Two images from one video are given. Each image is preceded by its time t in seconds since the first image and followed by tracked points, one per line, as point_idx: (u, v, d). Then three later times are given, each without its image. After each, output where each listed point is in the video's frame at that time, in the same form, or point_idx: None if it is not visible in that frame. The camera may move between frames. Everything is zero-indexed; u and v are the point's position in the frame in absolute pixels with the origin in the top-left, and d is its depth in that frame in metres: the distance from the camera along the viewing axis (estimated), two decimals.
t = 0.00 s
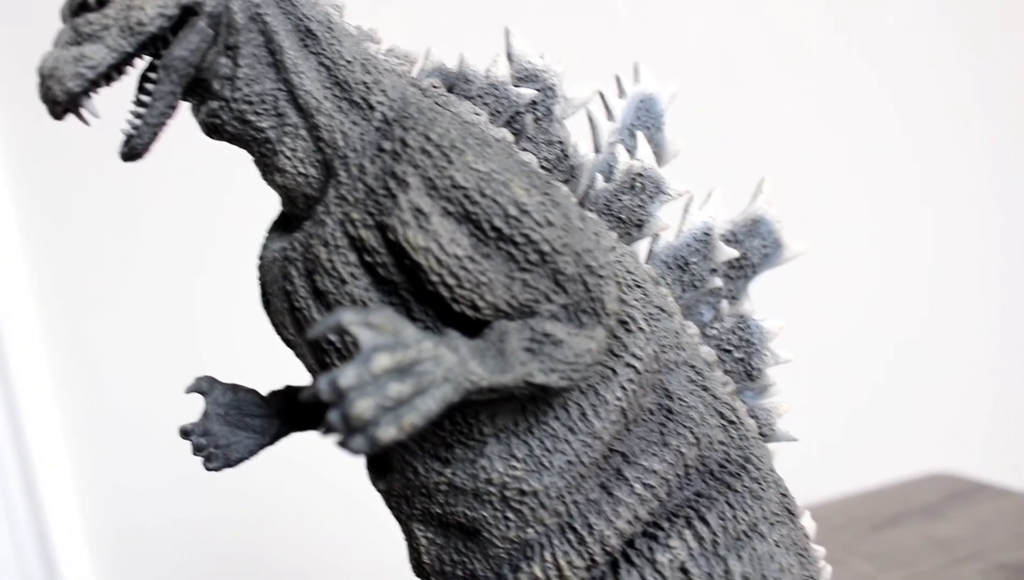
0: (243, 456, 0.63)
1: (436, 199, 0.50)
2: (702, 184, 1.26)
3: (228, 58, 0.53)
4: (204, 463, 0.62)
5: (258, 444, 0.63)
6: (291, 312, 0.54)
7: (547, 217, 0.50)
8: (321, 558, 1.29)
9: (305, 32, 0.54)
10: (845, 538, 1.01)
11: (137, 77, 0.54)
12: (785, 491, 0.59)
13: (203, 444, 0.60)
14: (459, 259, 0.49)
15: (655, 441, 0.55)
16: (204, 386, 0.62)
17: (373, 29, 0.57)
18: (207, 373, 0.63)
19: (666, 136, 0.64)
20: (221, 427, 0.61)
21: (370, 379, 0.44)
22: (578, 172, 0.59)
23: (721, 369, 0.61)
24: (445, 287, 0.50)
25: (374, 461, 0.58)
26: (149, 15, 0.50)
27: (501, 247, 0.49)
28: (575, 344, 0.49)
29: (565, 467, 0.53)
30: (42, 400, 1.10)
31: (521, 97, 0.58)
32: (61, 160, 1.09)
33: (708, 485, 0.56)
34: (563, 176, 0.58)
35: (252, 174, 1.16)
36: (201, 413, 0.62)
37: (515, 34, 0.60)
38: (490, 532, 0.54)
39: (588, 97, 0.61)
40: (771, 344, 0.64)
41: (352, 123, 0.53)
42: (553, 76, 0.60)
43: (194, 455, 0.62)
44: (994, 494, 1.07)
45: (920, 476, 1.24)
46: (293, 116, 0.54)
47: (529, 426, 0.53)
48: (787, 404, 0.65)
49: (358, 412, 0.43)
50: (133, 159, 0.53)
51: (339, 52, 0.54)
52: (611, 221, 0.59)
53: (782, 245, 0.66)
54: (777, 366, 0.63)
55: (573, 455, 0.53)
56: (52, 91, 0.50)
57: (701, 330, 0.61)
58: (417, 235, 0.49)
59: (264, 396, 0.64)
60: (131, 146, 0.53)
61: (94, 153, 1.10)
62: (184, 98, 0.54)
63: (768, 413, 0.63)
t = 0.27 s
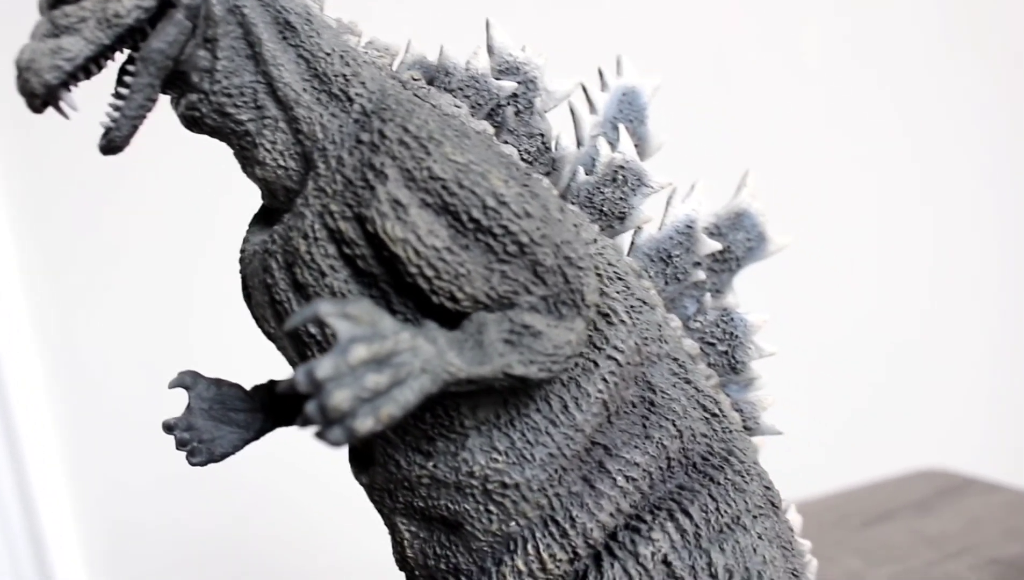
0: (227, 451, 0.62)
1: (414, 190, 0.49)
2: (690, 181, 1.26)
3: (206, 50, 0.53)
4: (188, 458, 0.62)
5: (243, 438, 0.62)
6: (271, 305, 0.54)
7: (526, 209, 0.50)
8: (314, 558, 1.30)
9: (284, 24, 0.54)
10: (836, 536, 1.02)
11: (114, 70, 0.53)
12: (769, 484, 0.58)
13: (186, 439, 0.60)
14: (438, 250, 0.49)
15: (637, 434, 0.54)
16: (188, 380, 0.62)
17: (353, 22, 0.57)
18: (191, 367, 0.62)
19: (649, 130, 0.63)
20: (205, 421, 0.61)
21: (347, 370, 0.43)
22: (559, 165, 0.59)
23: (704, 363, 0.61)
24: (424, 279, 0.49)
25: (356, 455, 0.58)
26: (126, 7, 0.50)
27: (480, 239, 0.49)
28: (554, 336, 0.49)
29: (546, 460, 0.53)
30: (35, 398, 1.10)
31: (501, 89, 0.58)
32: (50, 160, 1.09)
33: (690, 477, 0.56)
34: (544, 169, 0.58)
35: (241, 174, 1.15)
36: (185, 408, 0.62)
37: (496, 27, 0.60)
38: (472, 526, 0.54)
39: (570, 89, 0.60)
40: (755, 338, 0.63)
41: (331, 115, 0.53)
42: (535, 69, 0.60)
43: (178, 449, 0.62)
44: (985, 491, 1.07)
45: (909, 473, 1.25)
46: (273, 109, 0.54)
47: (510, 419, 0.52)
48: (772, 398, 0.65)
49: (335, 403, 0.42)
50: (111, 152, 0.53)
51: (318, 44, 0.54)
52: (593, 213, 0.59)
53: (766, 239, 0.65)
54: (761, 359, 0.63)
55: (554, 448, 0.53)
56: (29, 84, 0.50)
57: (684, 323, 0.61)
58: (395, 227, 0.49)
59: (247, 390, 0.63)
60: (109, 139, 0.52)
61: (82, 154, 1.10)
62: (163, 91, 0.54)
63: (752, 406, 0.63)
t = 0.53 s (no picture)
0: (224, 448, 0.63)
1: (410, 187, 0.50)
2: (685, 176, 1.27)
3: (202, 49, 0.53)
4: (185, 456, 0.62)
5: (240, 436, 0.62)
6: (267, 303, 0.54)
7: (521, 205, 0.50)
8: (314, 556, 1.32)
9: (279, 22, 0.54)
10: (834, 530, 1.02)
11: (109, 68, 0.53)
12: (766, 480, 0.58)
13: (183, 437, 0.60)
14: (434, 247, 0.49)
15: (634, 430, 0.55)
16: (185, 378, 0.62)
17: (349, 20, 0.57)
18: (187, 366, 0.63)
19: (645, 127, 0.63)
20: (202, 419, 0.61)
21: (342, 366, 0.43)
22: (554, 163, 0.59)
23: (701, 359, 0.61)
24: (420, 276, 0.50)
25: (354, 453, 0.58)
26: (121, 6, 0.50)
27: (475, 235, 0.49)
28: (550, 332, 0.49)
29: (543, 456, 0.53)
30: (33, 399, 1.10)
31: (497, 87, 0.58)
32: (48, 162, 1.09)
33: (687, 473, 0.56)
34: (539, 167, 0.58)
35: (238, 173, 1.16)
36: (182, 406, 0.62)
37: (491, 25, 0.60)
38: (469, 522, 0.54)
39: (565, 87, 0.60)
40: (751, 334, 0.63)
41: (327, 113, 0.53)
42: (529, 67, 0.60)
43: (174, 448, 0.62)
44: (982, 486, 1.08)
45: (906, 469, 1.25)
46: (268, 107, 0.54)
47: (507, 415, 0.52)
48: (769, 393, 0.65)
49: (331, 400, 0.42)
50: (107, 150, 0.53)
51: (314, 42, 0.54)
52: (589, 211, 0.59)
53: (762, 235, 0.65)
54: (757, 355, 0.63)
55: (551, 444, 0.53)
56: (25, 83, 0.50)
57: (680, 319, 0.61)
58: (391, 224, 0.49)
59: (244, 388, 0.63)
60: (105, 138, 0.52)
61: (79, 155, 1.10)
62: (158, 89, 0.54)
63: (749, 402, 0.63)
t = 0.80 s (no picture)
0: (222, 443, 0.63)
1: (407, 181, 0.50)
2: (681, 172, 1.27)
3: (199, 43, 0.52)
4: (182, 451, 0.62)
5: (237, 431, 0.62)
6: (264, 297, 0.54)
7: (518, 199, 0.50)
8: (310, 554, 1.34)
9: (276, 17, 0.54)
10: (832, 526, 1.03)
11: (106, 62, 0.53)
12: (763, 474, 0.58)
13: (181, 431, 0.60)
14: (430, 240, 0.49)
15: (631, 424, 0.55)
16: (183, 372, 0.62)
17: (346, 15, 0.57)
18: (185, 360, 0.63)
19: (641, 122, 0.64)
20: (200, 414, 0.61)
21: (339, 358, 0.43)
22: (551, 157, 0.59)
23: (698, 353, 0.61)
24: (417, 269, 0.50)
25: (351, 447, 0.58)
26: None
27: (472, 229, 0.49)
28: (546, 325, 0.49)
29: (540, 450, 0.53)
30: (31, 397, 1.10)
31: (493, 81, 0.58)
32: (45, 160, 1.09)
33: (684, 467, 0.56)
34: (536, 161, 0.58)
35: (235, 171, 1.16)
36: (179, 400, 0.62)
37: (488, 19, 0.60)
38: (466, 516, 0.54)
39: (563, 82, 0.61)
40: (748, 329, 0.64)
41: (323, 107, 0.54)
42: (526, 61, 0.60)
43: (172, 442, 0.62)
44: (979, 482, 1.08)
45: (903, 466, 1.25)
46: (265, 101, 0.54)
47: (504, 409, 0.52)
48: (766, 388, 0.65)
49: (328, 392, 0.42)
50: (104, 144, 0.53)
51: (310, 37, 0.54)
52: (586, 205, 0.59)
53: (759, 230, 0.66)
54: (754, 350, 0.63)
55: (548, 438, 0.53)
56: (21, 77, 0.50)
57: (677, 314, 0.61)
58: (388, 217, 0.49)
59: (241, 383, 0.63)
60: (102, 132, 0.52)
61: (76, 154, 1.10)
62: (156, 84, 0.53)
63: (746, 396, 0.63)
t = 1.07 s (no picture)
0: (219, 438, 0.63)
1: (401, 174, 0.50)
2: (678, 169, 1.27)
3: (194, 37, 0.52)
4: (179, 445, 0.62)
5: (234, 426, 0.62)
6: (260, 291, 0.54)
7: (513, 191, 0.50)
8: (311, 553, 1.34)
9: (271, 11, 0.54)
10: (832, 522, 1.03)
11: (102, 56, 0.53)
12: (758, 468, 0.58)
13: (178, 426, 0.60)
14: (425, 233, 0.49)
15: (626, 417, 0.55)
16: (179, 368, 0.62)
17: (342, 10, 0.57)
18: (181, 355, 0.63)
19: (637, 117, 0.64)
20: (196, 409, 0.61)
21: (334, 350, 0.43)
22: (547, 150, 0.60)
23: (694, 347, 0.61)
24: (412, 262, 0.50)
25: (347, 441, 0.58)
26: None
27: (467, 221, 0.50)
28: (541, 318, 0.50)
29: (535, 443, 0.53)
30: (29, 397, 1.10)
31: (489, 76, 0.58)
32: (42, 159, 1.09)
33: (679, 460, 0.56)
34: (531, 155, 0.58)
35: (233, 169, 1.16)
36: (176, 396, 0.62)
37: (483, 14, 0.60)
38: (462, 510, 0.54)
39: (558, 76, 0.61)
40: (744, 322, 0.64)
41: (319, 101, 0.54)
42: (522, 56, 0.60)
43: (169, 438, 0.62)
44: (979, 477, 1.09)
45: (904, 462, 1.25)
46: (261, 95, 0.54)
47: (499, 402, 0.52)
48: (762, 382, 0.65)
49: (323, 383, 0.43)
50: (100, 138, 0.53)
51: (306, 31, 0.54)
52: (582, 199, 0.59)
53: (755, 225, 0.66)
54: (750, 344, 0.63)
55: (543, 431, 0.53)
56: (17, 71, 0.50)
57: (673, 308, 0.61)
58: (383, 210, 0.49)
59: (238, 378, 0.63)
60: (98, 126, 0.52)
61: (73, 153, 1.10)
62: (151, 77, 0.53)
63: (742, 390, 0.63)
